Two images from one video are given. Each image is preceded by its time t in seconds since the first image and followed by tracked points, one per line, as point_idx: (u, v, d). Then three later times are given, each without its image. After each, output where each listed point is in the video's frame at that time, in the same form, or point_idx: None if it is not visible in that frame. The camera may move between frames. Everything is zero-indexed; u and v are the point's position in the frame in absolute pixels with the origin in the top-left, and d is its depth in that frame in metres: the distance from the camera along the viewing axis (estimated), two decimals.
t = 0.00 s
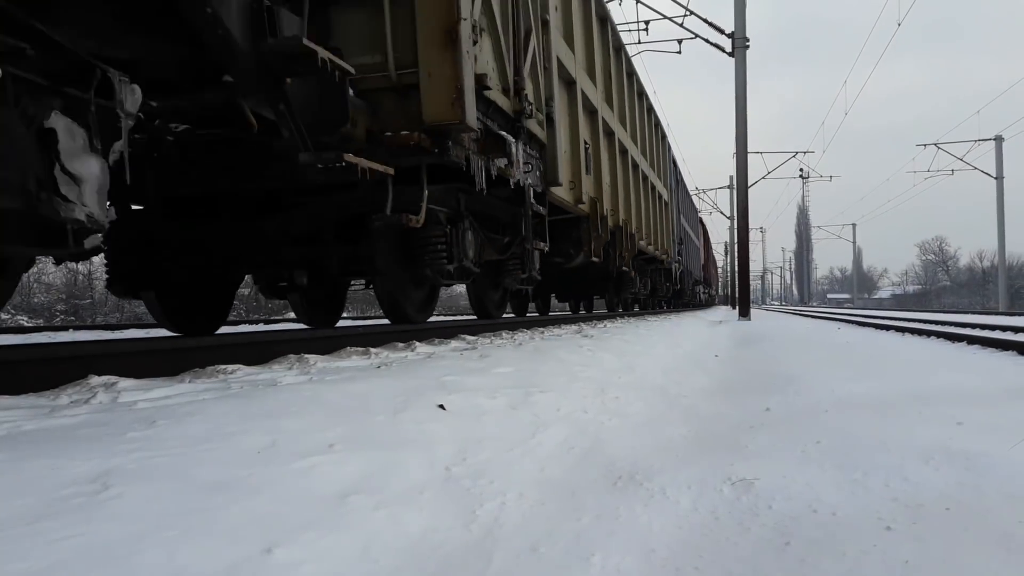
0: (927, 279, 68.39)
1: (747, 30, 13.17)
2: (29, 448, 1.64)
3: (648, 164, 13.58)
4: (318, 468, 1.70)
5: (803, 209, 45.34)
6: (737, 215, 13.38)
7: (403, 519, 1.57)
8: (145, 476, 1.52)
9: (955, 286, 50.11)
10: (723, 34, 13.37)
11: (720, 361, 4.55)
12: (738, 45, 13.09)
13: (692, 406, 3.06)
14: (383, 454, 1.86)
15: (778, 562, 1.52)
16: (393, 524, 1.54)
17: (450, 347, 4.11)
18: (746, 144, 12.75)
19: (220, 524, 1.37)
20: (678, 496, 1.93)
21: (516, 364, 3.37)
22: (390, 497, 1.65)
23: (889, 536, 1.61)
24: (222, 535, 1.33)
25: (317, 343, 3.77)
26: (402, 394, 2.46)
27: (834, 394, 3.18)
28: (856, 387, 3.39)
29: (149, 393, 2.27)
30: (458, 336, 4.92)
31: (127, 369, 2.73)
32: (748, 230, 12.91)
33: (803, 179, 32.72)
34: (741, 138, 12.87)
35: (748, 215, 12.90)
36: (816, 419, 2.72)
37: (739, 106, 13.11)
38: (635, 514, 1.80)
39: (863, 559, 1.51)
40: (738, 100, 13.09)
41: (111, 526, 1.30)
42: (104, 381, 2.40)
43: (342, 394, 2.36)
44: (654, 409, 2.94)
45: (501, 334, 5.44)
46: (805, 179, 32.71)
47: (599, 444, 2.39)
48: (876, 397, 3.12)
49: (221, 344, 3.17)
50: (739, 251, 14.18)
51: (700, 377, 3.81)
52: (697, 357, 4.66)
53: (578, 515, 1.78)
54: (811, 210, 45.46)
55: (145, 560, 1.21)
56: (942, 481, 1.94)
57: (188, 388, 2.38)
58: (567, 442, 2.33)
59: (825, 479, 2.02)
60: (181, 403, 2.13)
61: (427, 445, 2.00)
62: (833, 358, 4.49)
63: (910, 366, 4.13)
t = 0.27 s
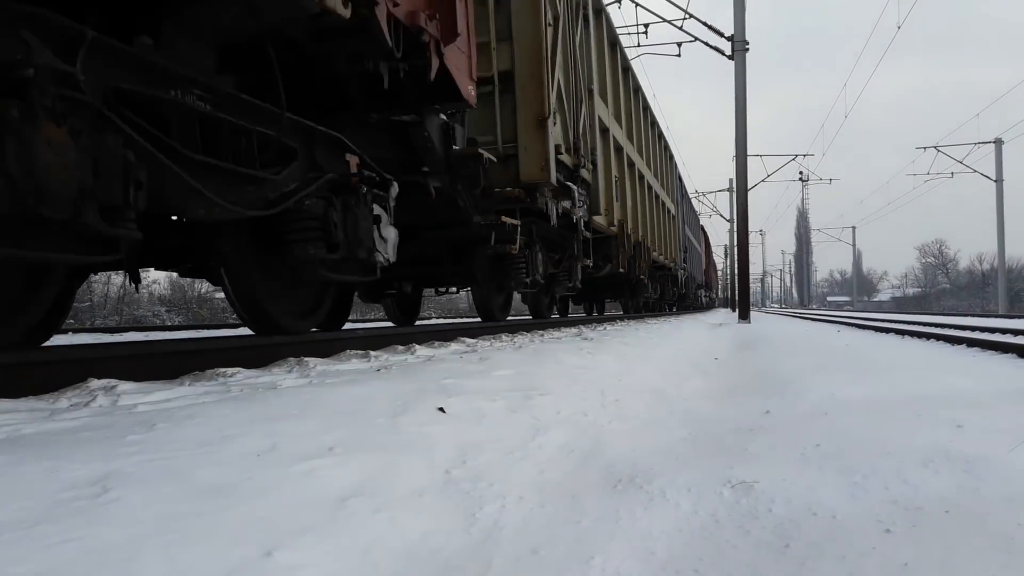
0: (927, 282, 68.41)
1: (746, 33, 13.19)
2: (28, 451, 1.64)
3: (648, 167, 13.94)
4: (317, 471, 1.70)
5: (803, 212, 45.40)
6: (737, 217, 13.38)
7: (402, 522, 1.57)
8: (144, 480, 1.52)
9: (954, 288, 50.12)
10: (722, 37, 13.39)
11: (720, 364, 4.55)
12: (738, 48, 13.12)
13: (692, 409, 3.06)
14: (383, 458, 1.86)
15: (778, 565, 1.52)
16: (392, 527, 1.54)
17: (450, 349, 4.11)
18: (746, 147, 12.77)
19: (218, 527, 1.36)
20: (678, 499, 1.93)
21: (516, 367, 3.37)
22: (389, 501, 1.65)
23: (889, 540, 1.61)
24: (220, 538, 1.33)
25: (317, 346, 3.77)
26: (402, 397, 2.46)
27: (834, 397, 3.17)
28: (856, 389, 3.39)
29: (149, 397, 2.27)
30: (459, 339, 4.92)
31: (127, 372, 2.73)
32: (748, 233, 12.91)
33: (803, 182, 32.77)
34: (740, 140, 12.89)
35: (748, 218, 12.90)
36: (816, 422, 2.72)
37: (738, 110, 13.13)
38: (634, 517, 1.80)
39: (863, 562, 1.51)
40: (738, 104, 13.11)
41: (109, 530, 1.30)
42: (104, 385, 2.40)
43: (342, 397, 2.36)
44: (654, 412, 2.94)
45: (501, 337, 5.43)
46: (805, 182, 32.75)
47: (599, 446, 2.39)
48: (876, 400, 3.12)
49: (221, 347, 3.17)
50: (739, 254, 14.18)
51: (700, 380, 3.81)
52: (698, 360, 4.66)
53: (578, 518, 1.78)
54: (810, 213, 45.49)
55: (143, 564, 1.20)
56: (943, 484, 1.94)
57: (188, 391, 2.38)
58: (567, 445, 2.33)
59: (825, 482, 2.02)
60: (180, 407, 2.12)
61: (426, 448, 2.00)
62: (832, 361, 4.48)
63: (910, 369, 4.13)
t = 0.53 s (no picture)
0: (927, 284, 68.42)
1: (746, 35, 13.20)
2: (28, 454, 1.63)
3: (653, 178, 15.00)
4: (317, 473, 1.70)
5: (803, 214, 45.41)
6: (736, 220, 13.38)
7: (402, 525, 1.57)
8: (143, 482, 1.52)
9: (954, 290, 50.11)
10: (722, 39, 13.40)
11: (720, 366, 4.54)
12: (737, 50, 13.13)
13: (692, 411, 3.06)
14: (383, 460, 1.86)
15: (778, 567, 1.52)
16: (392, 529, 1.54)
17: (450, 351, 4.11)
18: (746, 149, 12.77)
19: (218, 529, 1.37)
20: (678, 501, 1.93)
21: (516, 369, 3.37)
22: (389, 503, 1.65)
23: (889, 541, 1.61)
24: (220, 540, 1.33)
25: (316, 348, 3.77)
26: (402, 400, 2.45)
27: (834, 399, 3.17)
28: (856, 391, 3.39)
29: (149, 399, 2.26)
30: (459, 341, 4.91)
31: (127, 375, 2.72)
32: (747, 235, 12.91)
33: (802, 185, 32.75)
34: (740, 143, 12.89)
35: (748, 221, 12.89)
36: (816, 424, 2.71)
37: (738, 112, 13.14)
38: (634, 518, 1.80)
39: (863, 563, 1.51)
40: (738, 106, 13.12)
41: (109, 532, 1.30)
42: (103, 387, 2.40)
43: (342, 399, 2.35)
44: (654, 414, 2.93)
45: (501, 339, 5.43)
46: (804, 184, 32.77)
47: (599, 448, 2.39)
48: (877, 402, 3.11)
49: (221, 349, 3.18)
50: (738, 257, 14.17)
51: (700, 382, 3.81)
52: (698, 362, 4.66)
53: (578, 519, 1.78)
54: (810, 215, 45.49)
55: (143, 567, 1.20)
56: (943, 486, 1.94)
57: (188, 393, 2.38)
58: (567, 447, 2.33)
59: (825, 483, 2.02)
60: (180, 409, 2.12)
61: (426, 450, 2.00)
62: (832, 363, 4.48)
63: (911, 371, 4.12)
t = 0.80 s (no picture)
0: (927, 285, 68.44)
1: (746, 36, 13.21)
2: (27, 455, 1.63)
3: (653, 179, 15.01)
4: (317, 474, 1.70)
5: (803, 215, 45.40)
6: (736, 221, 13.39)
7: (402, 526, 1.57)
8: (143, 483, 1.52)
9: (954, 291, 50.13)
10: (721, 41, 13.42)
11: (720, 367, 4.54)
12: (737, 51, 13.16)
13: (692, 412, 3.06)
14: (383, 461, 1.86)
15: (778, 567, 1.52)
16: (392, 529, 1.54)
17: (450, 353, 4.11)
18: (746, 150, 12.79)
19: (219, 530, 1.37)
20: (677, 502, 1.93)
21: (516, 370, 3.37)
22: (389, 505, 1.65)
23: (889, 541, 1.61)
24: (220, 542, 1.33)
25: (316, 349, 3.78)
26: (401, 401, 2.45)
27: (834, 400, 3.17)
28: (856, 393, 3.39)
29: (148, 400, 2.26)
30: (459, 342, 4.91)
31: (126, 376, 2.72)
32: (747, 236, 12.91)
33: (802, 186, 32.79)
34: (740, 144, 12.90)
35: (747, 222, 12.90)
36: (816, 425, 2.71)
37: (738, 113, 13.16)
38: (634, 519, 1.80)
39: (863, 564, 1.51)
40: (737, 107, 13.14)
41: (108, 533, 1.30)
42: (103, 388, 2.40)
43: (341, 401, 2.35)
44: (654, 415, 2.94)
45: (501, 340, 5.43)
46: (802, 186, 32.76)
47: (599, 449, 2.39)
48: (876, 403, 3.11)
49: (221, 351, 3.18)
50: (738, 258, 14.17)
51: (700, 383, 3.81)
52: (697, 363, 4.66)
53: (577, 520, 1.78)
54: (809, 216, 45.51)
55: (142, 568, 1.20)
56: (943, 486, 1.94)
57: (188, 395, 2.38)
58: (567, 449, 2.33)
59: (824, 484, 2.02)
60: (179, 410, 2.12)
61: (426, 451, 2.00)
62: (831, 364, 4.48)
63: (911, 372, 4.12)
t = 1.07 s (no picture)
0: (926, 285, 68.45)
1: (746, 36, 13.21)
2: (27, 455, 1.63)
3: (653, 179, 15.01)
4: (316, 474, 1.70)
5: (803, 215, 45.42)
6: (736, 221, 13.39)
7: (401, 526, 1.57)
8: (142, 483, 1.52)
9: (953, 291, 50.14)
10: (722, 40, 13.41)
11: (720, 368, 4.54)
12: (737, 51, 13.16)
13: (692, 412, 3.06)
14: (382, 461, 1.86)
15: (777, 567, 1.52)
16: (392, 530, 1.54)
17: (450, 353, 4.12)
18: (746, 150, 12.79)
19: (218, 530, 1.37)
20: (677, 502, 1.93)
21: (516, 370, 3.37)
22: (388, 505, 1.65)
23: (888, 542, 1.61)
24: (219, 542, 1.33)
25: (316, 349, 3.78)
26: (401, 401, 2.45)
27: (834, 401, 3.17)
28: (856, 393, 3.39)
29: (148, 401, 2.26)
30: (459, 343, 4.92)
31: (125, 376, 2.72)
32: (747, 236, 12.91)
33: (802, 186, 32.78)
34: (740, 144, 12.91)
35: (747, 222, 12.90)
36: (816, 426, 2.71)
37: (738, 112, 13.16)
38: (633, 519, 1.80)
39: (862, 564, 1.52)
40: (738, 107, 13.14)
41: (108, 533, 1.30)
42: (103, 388, 2.40)
43: (341, 401, 2.35)
44: (653, 415, 2.94)
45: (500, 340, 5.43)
46: (802, 186, 32.75)
47: (599, 450, 2.39)
48: (876, 403, 3.11)
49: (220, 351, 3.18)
50: (737, 258, 14.17)
51: (700, 383, 3.81)
52: (698, 364, 4.66)
53: (577, 520, 1.78)
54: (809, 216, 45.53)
55: (142, 568, 1.20)
56: (943, 487, 1.94)
57: (188, 395, 2.38)
58: (567, 449, 2.33)
59: (823, 485, 2.02)
60: (179, 410, 2.12)
61: (425, 451, 2.00)
62: (830, 364, 4.48)
63: (911, 373, 4.12)
